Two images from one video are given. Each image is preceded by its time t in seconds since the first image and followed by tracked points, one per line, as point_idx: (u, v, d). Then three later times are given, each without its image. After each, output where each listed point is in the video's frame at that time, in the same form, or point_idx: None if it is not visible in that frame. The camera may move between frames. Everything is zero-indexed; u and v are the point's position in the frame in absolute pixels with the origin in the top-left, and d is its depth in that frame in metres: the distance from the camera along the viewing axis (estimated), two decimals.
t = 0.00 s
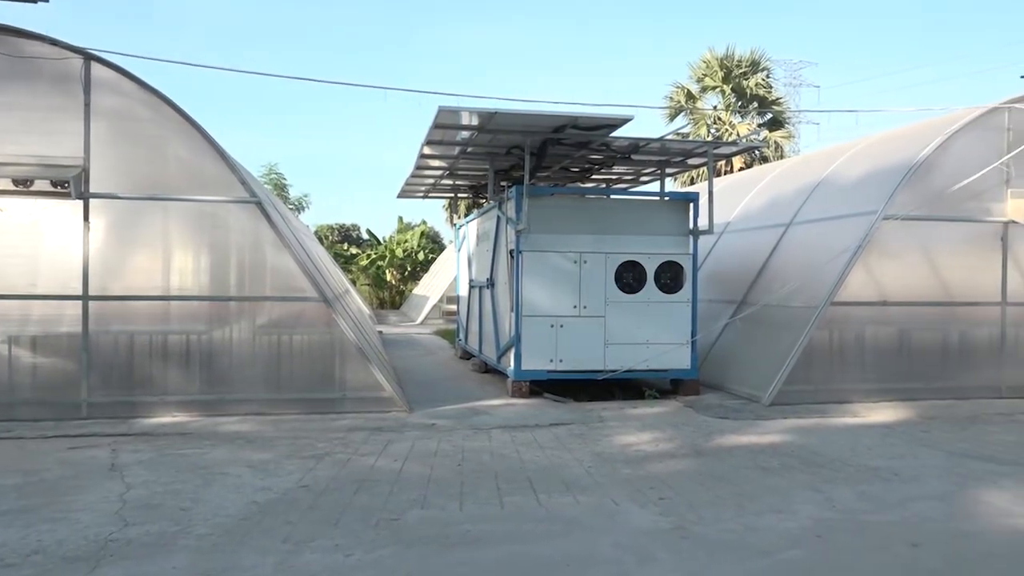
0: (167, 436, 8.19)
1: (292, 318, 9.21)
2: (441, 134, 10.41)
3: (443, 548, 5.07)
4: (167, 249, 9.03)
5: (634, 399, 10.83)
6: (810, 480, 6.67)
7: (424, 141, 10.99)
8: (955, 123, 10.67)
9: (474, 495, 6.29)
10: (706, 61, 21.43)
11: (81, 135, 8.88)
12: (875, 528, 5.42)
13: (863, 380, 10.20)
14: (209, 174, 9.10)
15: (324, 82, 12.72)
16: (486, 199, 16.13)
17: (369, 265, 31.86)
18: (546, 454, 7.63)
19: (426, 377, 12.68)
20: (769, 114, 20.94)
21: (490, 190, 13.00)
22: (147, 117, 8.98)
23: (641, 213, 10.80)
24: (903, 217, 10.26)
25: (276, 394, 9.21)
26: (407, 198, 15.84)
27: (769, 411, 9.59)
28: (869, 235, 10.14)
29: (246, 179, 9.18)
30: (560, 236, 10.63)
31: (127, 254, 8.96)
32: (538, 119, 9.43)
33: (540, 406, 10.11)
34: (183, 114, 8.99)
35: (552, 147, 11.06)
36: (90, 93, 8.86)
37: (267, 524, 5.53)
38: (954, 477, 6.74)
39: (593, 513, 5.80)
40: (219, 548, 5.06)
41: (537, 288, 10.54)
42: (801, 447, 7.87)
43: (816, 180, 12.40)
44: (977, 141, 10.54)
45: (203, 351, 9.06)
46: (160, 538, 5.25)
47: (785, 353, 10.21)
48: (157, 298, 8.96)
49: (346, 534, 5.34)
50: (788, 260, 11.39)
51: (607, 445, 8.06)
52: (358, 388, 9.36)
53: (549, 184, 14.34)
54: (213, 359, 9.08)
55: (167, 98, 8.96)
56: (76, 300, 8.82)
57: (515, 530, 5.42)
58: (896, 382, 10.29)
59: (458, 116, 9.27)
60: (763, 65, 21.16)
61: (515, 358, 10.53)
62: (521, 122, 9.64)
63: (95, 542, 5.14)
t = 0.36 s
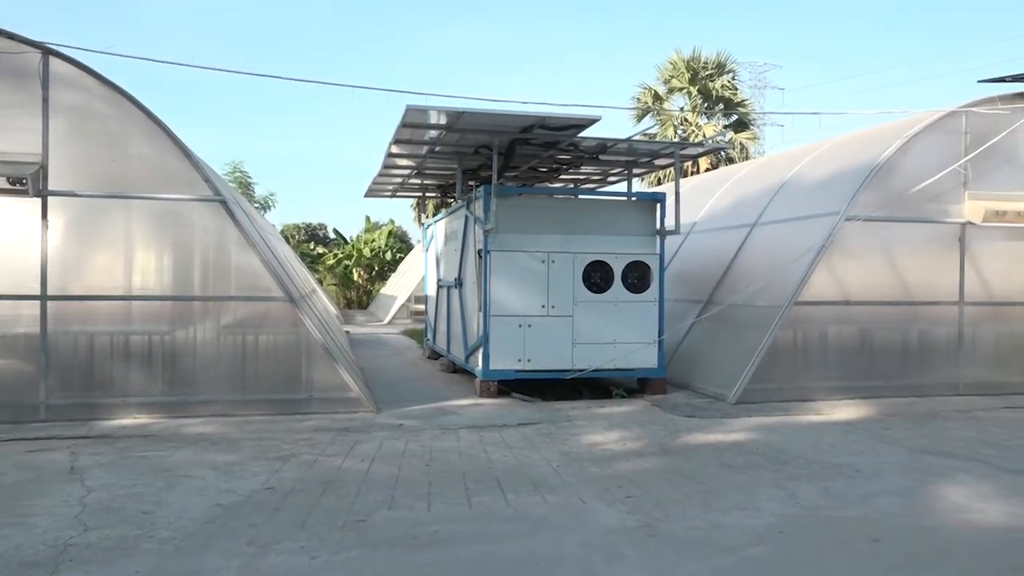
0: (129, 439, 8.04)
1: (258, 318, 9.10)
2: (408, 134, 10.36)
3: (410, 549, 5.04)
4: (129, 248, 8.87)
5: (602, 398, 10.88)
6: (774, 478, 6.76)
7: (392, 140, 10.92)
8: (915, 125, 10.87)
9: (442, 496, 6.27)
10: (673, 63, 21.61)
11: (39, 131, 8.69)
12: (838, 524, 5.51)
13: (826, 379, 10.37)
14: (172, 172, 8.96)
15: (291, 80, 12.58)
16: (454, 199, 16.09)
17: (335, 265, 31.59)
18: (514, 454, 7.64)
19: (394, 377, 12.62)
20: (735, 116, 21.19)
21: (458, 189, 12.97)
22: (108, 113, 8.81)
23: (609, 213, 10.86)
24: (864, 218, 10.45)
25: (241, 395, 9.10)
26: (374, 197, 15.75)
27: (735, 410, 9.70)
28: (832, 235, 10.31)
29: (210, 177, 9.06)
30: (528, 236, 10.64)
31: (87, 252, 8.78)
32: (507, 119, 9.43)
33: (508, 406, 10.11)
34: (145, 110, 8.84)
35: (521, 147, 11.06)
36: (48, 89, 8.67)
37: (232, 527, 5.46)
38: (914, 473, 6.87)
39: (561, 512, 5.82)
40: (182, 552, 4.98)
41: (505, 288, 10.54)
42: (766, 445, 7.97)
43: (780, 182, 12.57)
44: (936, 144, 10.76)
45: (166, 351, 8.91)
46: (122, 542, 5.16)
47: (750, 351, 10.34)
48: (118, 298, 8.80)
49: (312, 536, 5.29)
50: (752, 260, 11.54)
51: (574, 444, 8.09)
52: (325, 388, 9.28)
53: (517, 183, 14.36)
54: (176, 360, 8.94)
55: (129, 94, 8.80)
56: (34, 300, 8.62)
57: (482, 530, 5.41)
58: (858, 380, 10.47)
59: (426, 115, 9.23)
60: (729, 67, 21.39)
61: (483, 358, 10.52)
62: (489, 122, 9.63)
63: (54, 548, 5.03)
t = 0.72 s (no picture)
0: (89, 441, 7.88)
1: (222, 318, 8.98)
2: (376, 132, 10.30)
3: (378, 550, 5.01)
4: (89, 247, 8.69)
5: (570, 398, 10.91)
6: (740, 475, 6.83)
7: (359, 139, 10.83)
8: (878, 128, 11.06)
9: (410, 496, 6.24)
10: (640, 64, 21.75)
11: None
12: (802, 520, 5.59)
13: (790, 377, 10.52)
14: (133, 170, 8.80)
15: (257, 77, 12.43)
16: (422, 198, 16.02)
17: (302, 264, 31.29)
18: (482, 454, 7.63)
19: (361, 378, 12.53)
20: (702, 117, 21.40)
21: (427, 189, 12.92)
22: (67, 109, 8.66)
23: (577, 213, 10.89)
24: (828, 218, 10.61)
25: (205, 396, 8.96)
26: (342, 196, 15.63)
27: (701, 409, 9.79)
28: (796, 236, 10.45)
29: (173, 174, 8.92)
30: (496, 236, 10.63)
31: (45, 251, 8.59)
32: (475, 118, 9.41)
33: (477, 406, 10.08)
34: (105, 106, 8.70)
35: (489, 147, 11.05)
36: (5, 84, 8.50)
37: (196, 531, 5.37)
38: (876, 469, 6.99)
39: (530, 512, 5.83)
40: (144, 556, 4.89)
41: (473, 288, 10.52)
42: (732, 443, 8.05)
43: (745, 183, 12.71)
44: (897, 147, 10.96)
45: (127, 352, 8.75)
46: (81, 547, 5.05)
47: (717, 351, 10.45)
48: (78, 298, 8.62)
49: (278, 538, 5.23)
50: (719, 260, 11.66)
51: (543, 443, 8.10)
52: (291, 389, 9.18)
53: (486, 183, 14.33)
54: (138, 361, 8.78)
55: (88, 90, 8.67)
56: None
57: (450, 531, 5.39)
58: (822, 378, 10.64)
59: (394, 114, 9.18)
60: (695, 69, 21.59)
61: (452, 358, 10.49)
62: (458, 121, 9.60)
63: (11, 554, 4.91)
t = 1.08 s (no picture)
0: (53, 444, 7.74)
1: (190, 319, 8.87)
2: (348, 131, 10.23)
3: (349, 552, 4.98)
4: (53, 246, 8.53)
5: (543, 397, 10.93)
6: (710, 473, 6.90)
7: (330, 137, 10.75)
8: (845, 129, 11.20)
9: (382, 497, 6.21)
10: (612, 65, 21.85)
11: None
12: (771, 517, 5.66)
13: (760, 376, 10.63)
14: (99, 167, 8.67)
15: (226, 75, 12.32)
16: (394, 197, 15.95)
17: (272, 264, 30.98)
18: (455, 453, 7.61)
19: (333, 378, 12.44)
20: (673, 118, 21.56)
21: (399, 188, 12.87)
22: (31, 106, 8.55)
23: (549, 213, 10.92)
24: (796, 219, 10.74)
25: (173, 398, 8.84)
26: (312, 195, 15.51)
27: (673, 407, 9.86)
28: (766, 236, 10.57)
29: (139, 172, 8.80)
30: (468, 235, 10.62)
31: (8, 250, 8.42)
32: (447, 117, 9.39)
33: (449, 406, 10.06)
34: (70, 103, 8.59)
35: (461, 146, 11.03)
36: None
37: (164, 533, 5.30)
38: (843, 466, 7.10)
39: (502, 511, 5.83)
40: (111, 560, 4.82)
41: (446, 287, 10.50)
42: (702, 441, 8.12)
43: (716, 184, 12.82)
44: (864, 149, 11.12)
45: (93, 353, 8.59)
46: (45, 551, 4.96)
47: (688, 350, 10.53)
48: (42, 298, 8.46)
49: (248, 540, 5.18)
50: (690, 260, 11.75)
51: (515, 443, 8.10)
52: (261, 390, 9.09)
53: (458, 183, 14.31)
54: (104, 362, 8.62)
55: (53, 86, 8.58)
56: None
57: (422, 531, 5.37)
58: (791, 377, 10.77)
59: (366, 112, 9.12)
60: (667, 70, 21.74)
61: (424, 358, 10.46)
62: (430, 120, 9.57)
63: None
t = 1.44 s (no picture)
0: (19, 446, 7.59)
1: (160, 319, 8.75)
2: (321, 130, 10.16)
3: (322, 553, 4.94)
4: (19, 245, 8.38)
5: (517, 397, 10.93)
6: (683, 472, 6.94)
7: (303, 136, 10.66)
8: (816, 131, 11.33)
9: (355, 498, 6.17)
10: (587, 65, 21.92)
11: None
12: (743, 515, 5.71)
13: (733, 375, 10.73)
14: (66, 165, 8.53)
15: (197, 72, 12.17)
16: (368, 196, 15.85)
17: (245, 263, 30.65)
18: (429, 454, 7.59)
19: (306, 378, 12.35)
20: (646, 118, 21.70)
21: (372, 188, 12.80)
22: None
23: (523, 213, 10.92)
24: (768, 220, 10.85)
25: (142, 399, 8.71)
26: (285, 194, 15.38)
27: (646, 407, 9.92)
28: (737, 237, 10.66)
29: (107, 170, 8.66)
30: (442, 235, 10.59)
31: None
32: (421, 116, 9.36)
33: (423, 406, 10.03)
34: (36, 100, 8.46)
35: (436, 146, 11.00)
36: None
37: (132, 537, 5.22)
38: (814, 464, 7.18)
39: (476, 511, 5.82)
40: (77, 565, 4.73)
41: (420, 287, 10.46)
42: (676, 440, 8.17)
43: (689, 185, 12.90)
44: (834, 150, 11.26)
45: (60, 354, 8.42)
46: (10, 556, 4.86)
47: (661, 349, 10.59)
48: (7, 298, 8.30)
49: (218, 543, 5.12)
50: (663, 260, 11.82)
51: (489, 443, 8.09)
52: (232, 391, 8.99)
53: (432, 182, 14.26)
54: (72, 363, 8.46)
55: (18, 83, 8.45)
56: None
57: (396, 532, 5.35)
58: (762, 375, 10.88)
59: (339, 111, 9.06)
60: (641, 71, 21.85)
61: (398, 358, 10.41)
62: (404, 119, 9.53)
63: None
